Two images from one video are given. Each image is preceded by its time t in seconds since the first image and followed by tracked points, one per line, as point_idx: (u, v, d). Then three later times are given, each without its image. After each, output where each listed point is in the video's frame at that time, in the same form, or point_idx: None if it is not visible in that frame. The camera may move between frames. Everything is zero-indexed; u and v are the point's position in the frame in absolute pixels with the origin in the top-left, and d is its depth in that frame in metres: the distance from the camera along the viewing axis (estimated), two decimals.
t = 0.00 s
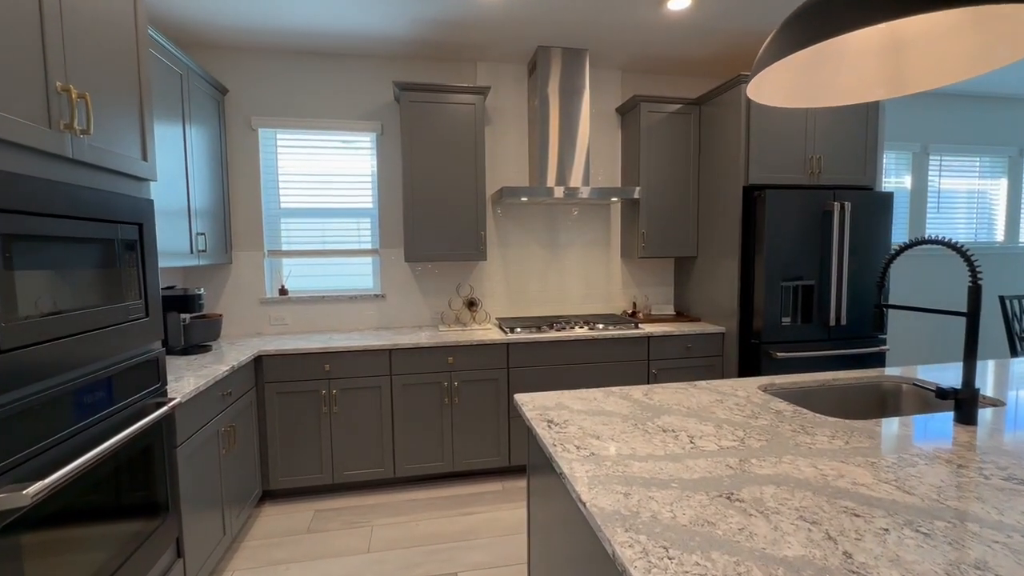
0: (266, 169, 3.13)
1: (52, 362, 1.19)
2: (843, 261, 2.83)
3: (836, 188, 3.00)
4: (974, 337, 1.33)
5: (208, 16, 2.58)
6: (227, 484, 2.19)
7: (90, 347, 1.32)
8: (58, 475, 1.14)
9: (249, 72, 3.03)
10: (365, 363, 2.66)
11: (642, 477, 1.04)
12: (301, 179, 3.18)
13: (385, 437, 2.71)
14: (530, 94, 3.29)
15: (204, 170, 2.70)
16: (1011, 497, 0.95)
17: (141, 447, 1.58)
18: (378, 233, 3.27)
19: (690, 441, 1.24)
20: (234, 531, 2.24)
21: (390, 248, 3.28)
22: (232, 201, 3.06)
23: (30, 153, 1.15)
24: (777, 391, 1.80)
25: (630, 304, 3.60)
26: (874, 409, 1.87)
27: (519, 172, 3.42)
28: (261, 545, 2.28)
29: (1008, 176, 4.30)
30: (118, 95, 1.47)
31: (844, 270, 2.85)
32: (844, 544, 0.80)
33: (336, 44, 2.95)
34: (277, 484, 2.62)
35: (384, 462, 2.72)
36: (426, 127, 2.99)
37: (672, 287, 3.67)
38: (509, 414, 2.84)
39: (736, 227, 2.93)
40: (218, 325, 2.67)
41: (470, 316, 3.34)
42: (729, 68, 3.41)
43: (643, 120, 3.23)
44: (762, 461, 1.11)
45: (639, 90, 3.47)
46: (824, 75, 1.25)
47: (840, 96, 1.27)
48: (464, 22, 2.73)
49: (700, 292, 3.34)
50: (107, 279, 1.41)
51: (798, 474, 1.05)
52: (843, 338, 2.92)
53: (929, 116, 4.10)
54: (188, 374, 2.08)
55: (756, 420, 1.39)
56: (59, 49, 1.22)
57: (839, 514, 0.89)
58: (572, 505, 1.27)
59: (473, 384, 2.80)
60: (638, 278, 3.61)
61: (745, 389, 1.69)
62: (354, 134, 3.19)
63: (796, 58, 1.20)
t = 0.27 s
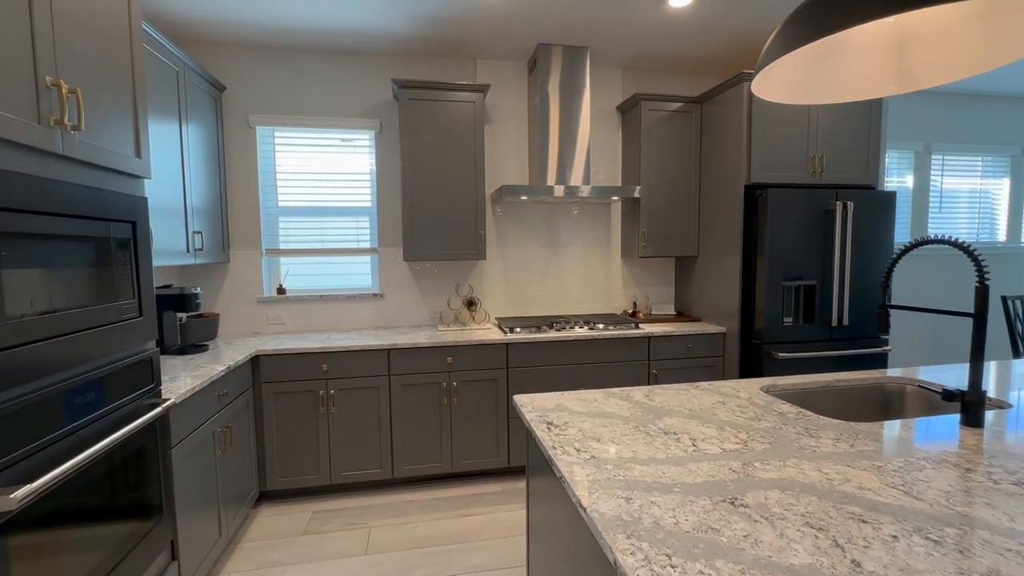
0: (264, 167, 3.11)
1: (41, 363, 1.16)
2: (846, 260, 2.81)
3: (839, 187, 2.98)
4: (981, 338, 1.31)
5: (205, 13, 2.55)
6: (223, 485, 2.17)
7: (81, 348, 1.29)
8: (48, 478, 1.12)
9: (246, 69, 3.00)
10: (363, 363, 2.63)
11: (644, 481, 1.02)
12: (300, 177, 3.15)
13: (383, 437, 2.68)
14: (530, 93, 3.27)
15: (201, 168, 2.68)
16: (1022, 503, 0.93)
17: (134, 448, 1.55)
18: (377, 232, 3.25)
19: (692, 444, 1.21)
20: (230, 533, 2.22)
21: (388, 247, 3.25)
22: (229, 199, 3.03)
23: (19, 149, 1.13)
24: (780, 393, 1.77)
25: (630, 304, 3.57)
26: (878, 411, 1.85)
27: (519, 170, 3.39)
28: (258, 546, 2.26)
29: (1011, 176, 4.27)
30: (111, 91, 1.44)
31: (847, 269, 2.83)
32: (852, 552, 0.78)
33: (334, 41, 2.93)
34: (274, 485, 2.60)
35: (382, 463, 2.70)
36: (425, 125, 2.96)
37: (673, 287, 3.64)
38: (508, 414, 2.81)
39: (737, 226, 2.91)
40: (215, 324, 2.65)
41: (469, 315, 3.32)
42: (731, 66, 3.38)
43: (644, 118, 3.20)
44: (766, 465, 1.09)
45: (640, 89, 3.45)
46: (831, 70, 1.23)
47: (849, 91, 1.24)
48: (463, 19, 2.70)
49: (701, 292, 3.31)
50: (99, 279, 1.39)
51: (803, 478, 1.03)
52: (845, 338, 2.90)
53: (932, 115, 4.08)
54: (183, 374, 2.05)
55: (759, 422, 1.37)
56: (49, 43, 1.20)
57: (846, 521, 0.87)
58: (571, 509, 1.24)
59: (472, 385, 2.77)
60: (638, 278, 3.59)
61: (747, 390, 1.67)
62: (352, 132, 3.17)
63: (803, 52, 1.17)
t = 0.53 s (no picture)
0: (262, 165, 3.09)
1: (33, 363, 1.14)
2: (848, 260, 2.79)
3: (840, 187, 2.96)
4: (987, 338, 1.29)
5: (203, 9, 2.53)
6: (220, 486, 2.15)
7: (74, 347, 1.27)
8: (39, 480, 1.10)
9: (244, 67, 2.98)
10: (362, 363, 2.61)
11: (646, 484, 1.00)
12: (298, 175, 3.13)
13: (382, 438, 2.67)
14: (530, 91, 3.25)
15: (198, 166, 2.65)
16: None
17: (128, 449, 1.53)
18: (376, 231, 3.23)
19: (694, 445, 1.20)
20: (227, 534, 2.20)
21: (387, 246, 3.23)
22: (227, 198, 3.01)
23: (10, 145, 1.11)
24: (782, 394, 1.76)
25: (630, 303, 3.56)
26: (880, 412, 1.83)
27: (519, 169, 3.37)
28: (255, 547, 2.24)
29: (1012, 175, 4.26)
30: (106, 87, 1.42)
31: (849, 269, 2.81)
32: (859, 557, 0.76)
33: (333, 38, 2.91)
34: (272, 485, 2.58)
35: (381, 463, 2.68)
36: (424, 123, 2.94)
37: (673, 287, 3.63)
38: (507, 414, 2.80)
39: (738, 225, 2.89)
40: (212, 322, 2.63)
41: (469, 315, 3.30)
42: (732, 64, 3.37)
43: (645, 117, 3.19)
44: (769, 468, 1.07)
45: (641, 87, 3.43)
46: (836, 67, 1.21)
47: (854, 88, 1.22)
48: (463, 16, 2.69)
49: (702, 292, 3.30)
50: (92, 277, 1.37)
51: (807, 481, 1.01)
52: (847, 338, 2.88)
53: (933, 114, 4.06)
54: (180, 373, 2.03)
55: (762, 423, 1.35)
56: (41, 37, 1.18)
57: (852, 525, 0.85)
58: (572, 511, 1.23)
59: (472, 385, 2.76)
60: (638, 278, 3.57)
61: (749, 391, 1.66)
62: (351, 130, 3.15)
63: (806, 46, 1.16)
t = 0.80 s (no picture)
0: (261, 163, 3.07)
1: (26, 363, 1.13)
2: (850, 260, 2.78)
3: (842, 186, 2.95)
4: (993, 339, 1.28)
5: (200, 6, 2.51)
6: (218, 486, 2.13)
7: (68, 347, 1.25)
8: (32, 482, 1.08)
9: (242, 64, 2.96)
10: (360, 362, 2.60)
11: (648, 487, 0.99)
12: (297, 174, 3.11)
13: (381, 438, 2.65)
14: (530, 90, 3.23)
15: (195, 164, 2.63)
16: None
17: (124, 450, 1.51)
18: (375, 230, 3.21)
19: (697, 447, 1.18)
20: (224, 535, 2.18)
21: (386, 245, 3.21)
22: (225, 196, 2.99)
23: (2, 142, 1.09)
24: (784, 394, 1.74)
25: (630, 303, 3.54)
26: (883, 413, 1.82)
27: (519, 168, 3.35)
28: (253, 548, 2.22)
29: (1014, 175, 4.24)
30: (100, 83, 1.40)
31: (850, 269, 2.79)
32: (868, 563, 0.75)
33: (332, 35, 2.89)
34: (270, 486, 2.56)
35: (380, 463, 2.67)
36: (423, 121, 2.92)
37: (673, 286, 3.61)
38: (507, 415, 2.78)
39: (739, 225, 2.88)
40: (212, 320, 2.67)
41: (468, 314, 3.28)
42: (733, 62, 3.35)
43: (645, 115, 3.17)
44: (774, 470, 1.06)
45: (641, 86, 3.41)
46: (842, 63, 1.20)
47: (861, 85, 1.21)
48: (463, 14, 2.67)
49: (703, 291, 3.28)
50: (86, 276, 1.35)
51: (812, 484, 1.00)
52: (848, 339, 2.87)
53: (935, 113, 4.05)
54: (177, 373, 2.02)
55: (765, 425, 1.34)
56: (33, 31, 1.16)
57: (859, 530, 0.83)
58: (572, 513, 1.21)
59: (471, 385, 2.74)
60: (639, 277, 3.55)
61: (751, 392, 1.64)
62: (350, 128, 3.13)
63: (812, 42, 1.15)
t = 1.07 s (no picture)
0: (257, 161, 3.04)
1: (14, 364, 1.10)
2: (851, 260, 2.75)
3: (843, 186, 2.92)
4: (1000, 341, 1.25)
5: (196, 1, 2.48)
6: (212, 488, 2.10)
7: (57, 348, 1.22)
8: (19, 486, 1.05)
9: (239, 61, 2.93)
10: (357, 363, 2.57)
11: (651, 493, 0.96)
12: (294, 172, 3.08)
13: (378, 439, 2.62)
14: (529, 89, 3.20)
15: (191, 162, 2.60)
16: None
17: (115, 452, 1.48)
18: (373, 229, 3.18)
19: (700, 451, 1.16)
20: (219, 538, 2.15)
21: (384, 244, 3.18)
22: (221, 194, 2.96)
23: None
24: (787, 396, 1.72)
25: (630, 303, 3.52)
26: (887, 415, 1.80)
27: (518, 167, 3.32)
28: (248, 551, 2.19)
29: (1014, 175, 4.22)
30: (90, 79, 1.37)
31: (852, 269, 2.77)
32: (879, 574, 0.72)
33: (329, 32, 2.86)
34: (266, 488, 2.53)
35: (377, 465, 2.64)
36: (422, 119, 2.89)
37: (673, 286, 3.59)
38: (506, 416, 2.75)
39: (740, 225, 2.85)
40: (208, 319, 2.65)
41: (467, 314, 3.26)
42: (734, 61, 3.32)
43: (645, 114, 3.14)
44: (779, 476, 1.03)
45: (642, 84, 3.39)
46: (848, 61, 1.18)
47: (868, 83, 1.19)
48: (461, 11, 2.64)
49: (703, 292, 3.26)
50: (75, 276, 1.32)
51: (819, 490, 0.97)
52: (850, 339, 2.85)
53: (936, 113, 4.03)
54: (171, 374, 1.99)
55: (769, 428, 1.31)
56: (20, 24, 1.13)
57: (869, 539, 0.81)
58: (572, 519, 1.18)
59: (469, 386, 2.71)
60: (639, 277, 3.53)
61: (753, 394, 1.62)
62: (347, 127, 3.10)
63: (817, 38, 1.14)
